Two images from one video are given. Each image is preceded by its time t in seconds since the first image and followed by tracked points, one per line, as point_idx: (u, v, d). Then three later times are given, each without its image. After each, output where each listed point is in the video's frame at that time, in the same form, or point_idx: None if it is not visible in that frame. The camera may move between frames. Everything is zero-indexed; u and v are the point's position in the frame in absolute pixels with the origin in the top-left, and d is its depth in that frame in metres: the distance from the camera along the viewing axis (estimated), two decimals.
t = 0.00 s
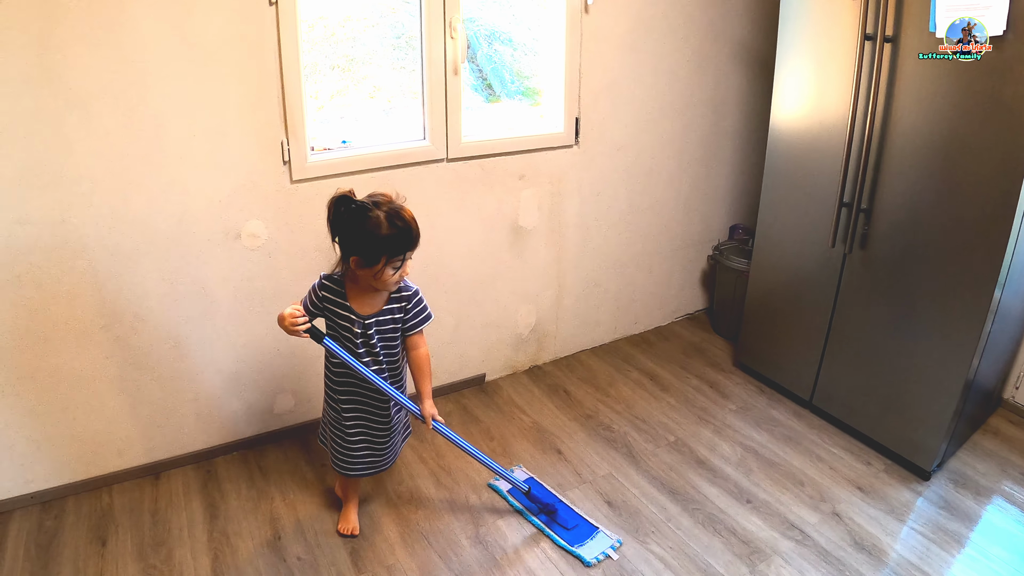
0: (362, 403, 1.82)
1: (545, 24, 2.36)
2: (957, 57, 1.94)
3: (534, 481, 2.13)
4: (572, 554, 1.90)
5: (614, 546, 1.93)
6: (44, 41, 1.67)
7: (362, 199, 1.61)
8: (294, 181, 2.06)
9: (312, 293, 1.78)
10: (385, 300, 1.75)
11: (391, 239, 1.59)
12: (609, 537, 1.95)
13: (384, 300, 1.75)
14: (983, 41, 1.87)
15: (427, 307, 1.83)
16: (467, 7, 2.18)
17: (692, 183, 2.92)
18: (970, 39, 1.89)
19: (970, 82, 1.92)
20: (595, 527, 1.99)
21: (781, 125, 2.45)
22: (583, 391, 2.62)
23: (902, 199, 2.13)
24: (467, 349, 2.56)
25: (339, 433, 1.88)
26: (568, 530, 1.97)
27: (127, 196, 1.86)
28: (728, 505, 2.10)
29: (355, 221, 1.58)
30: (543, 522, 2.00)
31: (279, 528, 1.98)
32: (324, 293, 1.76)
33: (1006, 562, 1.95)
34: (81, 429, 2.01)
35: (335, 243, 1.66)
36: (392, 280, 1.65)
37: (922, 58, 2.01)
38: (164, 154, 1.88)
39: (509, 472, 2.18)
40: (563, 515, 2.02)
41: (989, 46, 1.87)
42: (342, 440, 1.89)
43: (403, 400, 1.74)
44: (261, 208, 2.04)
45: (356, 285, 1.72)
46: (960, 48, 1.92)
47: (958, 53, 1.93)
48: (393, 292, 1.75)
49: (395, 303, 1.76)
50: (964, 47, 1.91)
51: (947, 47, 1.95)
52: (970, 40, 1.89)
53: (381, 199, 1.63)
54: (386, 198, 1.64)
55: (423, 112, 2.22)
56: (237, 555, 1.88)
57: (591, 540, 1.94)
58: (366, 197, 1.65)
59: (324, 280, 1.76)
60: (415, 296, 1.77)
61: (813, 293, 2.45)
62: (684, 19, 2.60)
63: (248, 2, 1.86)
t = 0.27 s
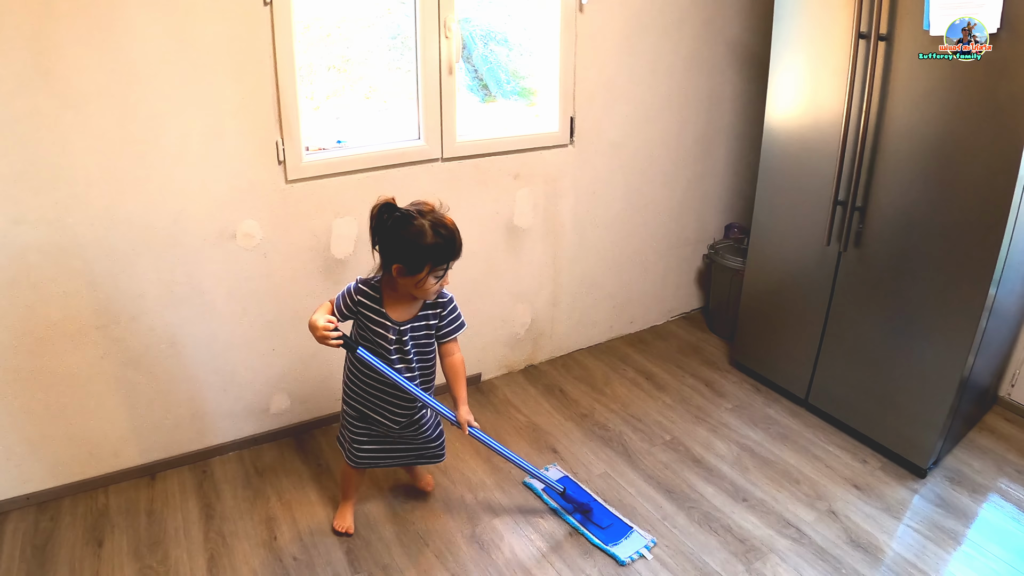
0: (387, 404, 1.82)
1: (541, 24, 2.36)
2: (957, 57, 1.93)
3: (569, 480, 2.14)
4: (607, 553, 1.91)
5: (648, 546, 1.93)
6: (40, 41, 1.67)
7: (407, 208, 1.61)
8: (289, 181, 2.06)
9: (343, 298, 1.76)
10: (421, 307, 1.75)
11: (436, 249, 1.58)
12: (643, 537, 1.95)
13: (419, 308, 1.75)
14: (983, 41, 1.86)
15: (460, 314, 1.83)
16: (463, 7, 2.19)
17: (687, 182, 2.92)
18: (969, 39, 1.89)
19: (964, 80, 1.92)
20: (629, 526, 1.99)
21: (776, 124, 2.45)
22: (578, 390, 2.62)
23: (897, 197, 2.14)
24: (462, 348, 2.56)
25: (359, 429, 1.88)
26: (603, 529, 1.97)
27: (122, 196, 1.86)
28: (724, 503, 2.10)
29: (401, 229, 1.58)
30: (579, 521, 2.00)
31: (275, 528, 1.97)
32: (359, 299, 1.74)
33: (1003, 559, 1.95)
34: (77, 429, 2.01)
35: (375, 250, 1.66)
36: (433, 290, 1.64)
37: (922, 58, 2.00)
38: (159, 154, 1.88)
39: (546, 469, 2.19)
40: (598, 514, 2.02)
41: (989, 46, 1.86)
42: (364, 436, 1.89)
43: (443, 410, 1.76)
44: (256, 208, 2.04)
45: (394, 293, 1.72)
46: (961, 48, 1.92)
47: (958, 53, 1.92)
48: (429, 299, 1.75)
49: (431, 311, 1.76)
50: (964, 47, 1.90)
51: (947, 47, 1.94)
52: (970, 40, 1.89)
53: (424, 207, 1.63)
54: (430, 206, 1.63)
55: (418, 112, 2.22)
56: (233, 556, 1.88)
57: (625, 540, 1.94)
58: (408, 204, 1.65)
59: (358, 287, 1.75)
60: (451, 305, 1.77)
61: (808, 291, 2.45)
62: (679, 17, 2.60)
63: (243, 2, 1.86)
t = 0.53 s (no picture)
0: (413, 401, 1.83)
1: (526, 25, 2.37)
2: (957, 57, 1.91)
3: (624, 481, 2.15)
4: (661, 554, 1.91)
5: (703, 548, 1.93)
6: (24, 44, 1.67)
7: (458, 223, 1.64)
8: (275, 183, 2.06)
9: (385, 309, 1.77)
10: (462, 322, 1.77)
11: (487, 264, 1.61)
12: (698, 540, 1.95)
13: (460, 322, 1.77)
14: (983, 41, 1.85)
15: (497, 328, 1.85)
16: (449, 9, 2.19)
17: (674, 181, 2.93)
18: (970, 39, 1.87)
19: (947, 77, 1.94)
20: (683, 528, 1.99)
21: (761, 123, 2.46)
22: (566, 390, 2.63)
23: (881, 194, 2.15)
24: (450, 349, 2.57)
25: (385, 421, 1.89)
26: (658, 530, 1.97)
27: (108, 200, 1.87)
28: (713, 501, 2.11)
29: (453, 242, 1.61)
30: (634, 522, 2.00)
31: (265, 531, 1.98)
32: (403, 310, 1.75)
33: (991, 554, 1.96)
34: (66, 433, 2.01)
35: (423, 263, 1.68)
36: (479, 304, 1.67)
37: (922, 58, 1.98)
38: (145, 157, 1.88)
39: (600, 470, 2.20)
40: (653, 515, 2.02)
41: (989, 46, 1.84)
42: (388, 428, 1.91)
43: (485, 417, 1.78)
44: (242, 211, 2.04)
45: (438, 306, 1.74)
46: (960, 48, 1.89)
47: (958, 53, 1.90)
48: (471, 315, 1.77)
49: (471, 326, 1.78)
50: (964, 48, 1.88)
51: (947, 47, 1.92)
52: (970, 40, 1.87)
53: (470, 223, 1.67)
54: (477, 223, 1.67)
55: (404, 114, 2.22)
56: (223, 558, 1.88)
57: (679, 541, 1.94)
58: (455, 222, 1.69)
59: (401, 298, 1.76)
60: (492, 321, 1.78)
61: (795, 289, 2.46)
62: (664, 17, 2.62)
63: (229, 5, 1.86)
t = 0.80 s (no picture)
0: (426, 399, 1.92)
1: (505, 28, 2.38)
2: (957, 58, 1.88)
3: (656, 479, 2.16)
4: (693, 551, 1.93)
5: (733, 546, 1.95)
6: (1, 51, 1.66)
7: (482, 223, 1.70)
8: (254, 188, 2.07)
9: (413, 309, 1.80)
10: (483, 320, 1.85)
11: (510, 261, 1.68)
12: (728, 537, 1.97)
13: (481, 319, 1.85)
14: (983, 41, 1.82)
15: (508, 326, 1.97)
16: (429, 12, 2.20)
17: (653, 182, 2.95)
18: (969, 39, 1.84)
19: (922, 75, 1.96)
20: (715, 525, 2.01)
21: (739, 122, 2.48)
22: (548, 391, 2.64)
23: (858, 193, 2.17)
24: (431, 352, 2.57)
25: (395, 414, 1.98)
26: (690, 528, 1.99)
27: (87, 207, 1.86)
28: (695, 499, 2.12)
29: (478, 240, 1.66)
30: (667, 521, 2.02)
31: (248, 536, 1.98)
32: (434, 311, 1.79)
33: (973, 547, 1.98)
34: (48, 441, 2.01)
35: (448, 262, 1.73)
36: (503, 300, 1.74)
37: (922, 58, 1.95)
38: (123, 164, 1.88)
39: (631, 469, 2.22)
40: (685, 513, 2.04)
41: (989, 46, 1.82)
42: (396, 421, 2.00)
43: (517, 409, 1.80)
44: (221, 217, 2.05)
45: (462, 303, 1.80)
46: (961, 48, 1.87)
47: (958, 53, 1.87)
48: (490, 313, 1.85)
49: (492, 324, 1.87)
50: (964, 48, 1.86)
51: (946, 47, 1.89)
52: (970, 40, 1.84)
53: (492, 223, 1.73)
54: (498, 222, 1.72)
55: (383, 118, 2.23)
56: (207, 564, 1.88)
57: (711, 538, 1.96)
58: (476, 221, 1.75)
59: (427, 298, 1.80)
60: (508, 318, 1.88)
61: (774, 288, 2.48)
62: (642, 19, 2.63)
63: (206, 10, 1.87)
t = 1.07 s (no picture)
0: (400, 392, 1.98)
1: (486, 31, 2.39)
2: (957, 57, 1.86)
3: (642, 479, 2.18)
4: (680, 549, 1.94)
5: (721, 544, 1.95)
6: None
7: (431, 199, 1.77)
8: (236, 193, 2.07)
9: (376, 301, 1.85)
10: (448, 298, 1.89)
11: (458, 228, 1.75)
12: (715, 535, 1.98)
13: (446, 297, 1.89)
14: (983, 41, 1.83)
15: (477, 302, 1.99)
16: (410, 16, 2.21)
17: (636, 183, 2.96)
18: (969, 39, 1.83)
19: (901, 74, 1.97)
20: (701, 524, 2.02)
21: (720, 122, 2.49)
22: (532, 392, 2.65)
23: (837, 190, 2.19)
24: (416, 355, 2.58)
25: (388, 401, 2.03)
26: (677, 526, 2.00)
27: (67, 213, 1.86)
28: (681, 497, 2.13)
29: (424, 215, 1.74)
30: (654, 518, 2.04)
31: (234, 541, 1.98)
32: (398, 296, 1.84)
33: (959, 541, 2.00)
34: (32, 449, 2.00)
35: (404, 246, 1.80)
36: (461, 268, 1.79)
37: (922, 58, 1.92)
38: (105, 170, 1.88)
39: (616, 469, 2.23)
40: (672, 511, 2.05)
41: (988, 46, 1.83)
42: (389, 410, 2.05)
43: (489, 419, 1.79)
44: (203, 222, 2.04)
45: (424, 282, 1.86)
46: (961, 48, 1.85)
47: (958, 53, 1.85)
48: (455, 290, 1.89)
49: (458, 301, 1.90)
50: (964, 48, 1.84)
51: (946, 47, 1.86)
52: (970, 40, 1.83)
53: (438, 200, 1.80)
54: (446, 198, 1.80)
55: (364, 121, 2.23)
56: (193, 570, 1.88)
57: (697, 536, 1.97)
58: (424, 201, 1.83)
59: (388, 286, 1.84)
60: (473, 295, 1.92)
61: (756, 286, 2.49)
62: (622, 20, 2.65)
63: (186, 15, 1.87)
